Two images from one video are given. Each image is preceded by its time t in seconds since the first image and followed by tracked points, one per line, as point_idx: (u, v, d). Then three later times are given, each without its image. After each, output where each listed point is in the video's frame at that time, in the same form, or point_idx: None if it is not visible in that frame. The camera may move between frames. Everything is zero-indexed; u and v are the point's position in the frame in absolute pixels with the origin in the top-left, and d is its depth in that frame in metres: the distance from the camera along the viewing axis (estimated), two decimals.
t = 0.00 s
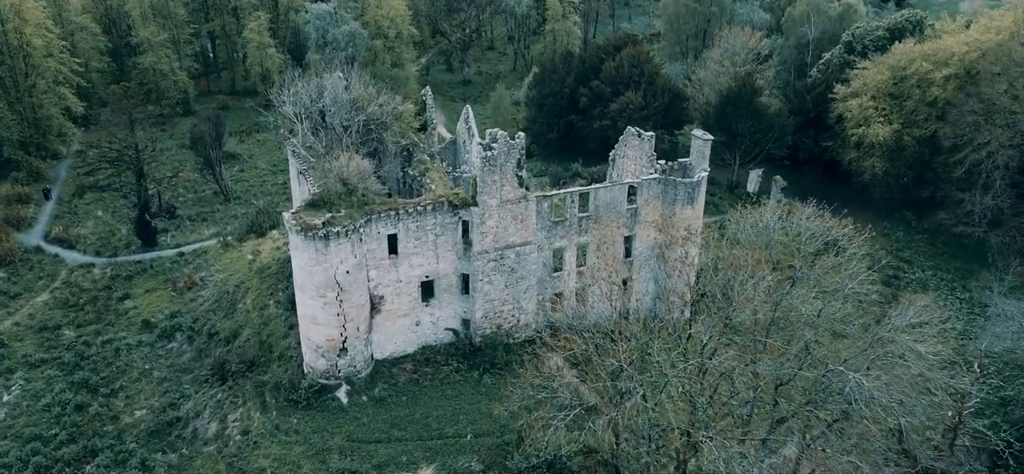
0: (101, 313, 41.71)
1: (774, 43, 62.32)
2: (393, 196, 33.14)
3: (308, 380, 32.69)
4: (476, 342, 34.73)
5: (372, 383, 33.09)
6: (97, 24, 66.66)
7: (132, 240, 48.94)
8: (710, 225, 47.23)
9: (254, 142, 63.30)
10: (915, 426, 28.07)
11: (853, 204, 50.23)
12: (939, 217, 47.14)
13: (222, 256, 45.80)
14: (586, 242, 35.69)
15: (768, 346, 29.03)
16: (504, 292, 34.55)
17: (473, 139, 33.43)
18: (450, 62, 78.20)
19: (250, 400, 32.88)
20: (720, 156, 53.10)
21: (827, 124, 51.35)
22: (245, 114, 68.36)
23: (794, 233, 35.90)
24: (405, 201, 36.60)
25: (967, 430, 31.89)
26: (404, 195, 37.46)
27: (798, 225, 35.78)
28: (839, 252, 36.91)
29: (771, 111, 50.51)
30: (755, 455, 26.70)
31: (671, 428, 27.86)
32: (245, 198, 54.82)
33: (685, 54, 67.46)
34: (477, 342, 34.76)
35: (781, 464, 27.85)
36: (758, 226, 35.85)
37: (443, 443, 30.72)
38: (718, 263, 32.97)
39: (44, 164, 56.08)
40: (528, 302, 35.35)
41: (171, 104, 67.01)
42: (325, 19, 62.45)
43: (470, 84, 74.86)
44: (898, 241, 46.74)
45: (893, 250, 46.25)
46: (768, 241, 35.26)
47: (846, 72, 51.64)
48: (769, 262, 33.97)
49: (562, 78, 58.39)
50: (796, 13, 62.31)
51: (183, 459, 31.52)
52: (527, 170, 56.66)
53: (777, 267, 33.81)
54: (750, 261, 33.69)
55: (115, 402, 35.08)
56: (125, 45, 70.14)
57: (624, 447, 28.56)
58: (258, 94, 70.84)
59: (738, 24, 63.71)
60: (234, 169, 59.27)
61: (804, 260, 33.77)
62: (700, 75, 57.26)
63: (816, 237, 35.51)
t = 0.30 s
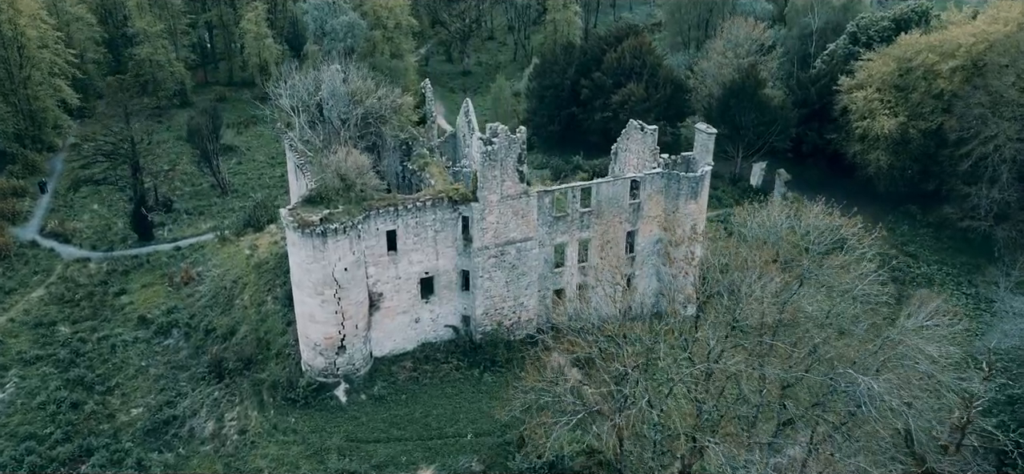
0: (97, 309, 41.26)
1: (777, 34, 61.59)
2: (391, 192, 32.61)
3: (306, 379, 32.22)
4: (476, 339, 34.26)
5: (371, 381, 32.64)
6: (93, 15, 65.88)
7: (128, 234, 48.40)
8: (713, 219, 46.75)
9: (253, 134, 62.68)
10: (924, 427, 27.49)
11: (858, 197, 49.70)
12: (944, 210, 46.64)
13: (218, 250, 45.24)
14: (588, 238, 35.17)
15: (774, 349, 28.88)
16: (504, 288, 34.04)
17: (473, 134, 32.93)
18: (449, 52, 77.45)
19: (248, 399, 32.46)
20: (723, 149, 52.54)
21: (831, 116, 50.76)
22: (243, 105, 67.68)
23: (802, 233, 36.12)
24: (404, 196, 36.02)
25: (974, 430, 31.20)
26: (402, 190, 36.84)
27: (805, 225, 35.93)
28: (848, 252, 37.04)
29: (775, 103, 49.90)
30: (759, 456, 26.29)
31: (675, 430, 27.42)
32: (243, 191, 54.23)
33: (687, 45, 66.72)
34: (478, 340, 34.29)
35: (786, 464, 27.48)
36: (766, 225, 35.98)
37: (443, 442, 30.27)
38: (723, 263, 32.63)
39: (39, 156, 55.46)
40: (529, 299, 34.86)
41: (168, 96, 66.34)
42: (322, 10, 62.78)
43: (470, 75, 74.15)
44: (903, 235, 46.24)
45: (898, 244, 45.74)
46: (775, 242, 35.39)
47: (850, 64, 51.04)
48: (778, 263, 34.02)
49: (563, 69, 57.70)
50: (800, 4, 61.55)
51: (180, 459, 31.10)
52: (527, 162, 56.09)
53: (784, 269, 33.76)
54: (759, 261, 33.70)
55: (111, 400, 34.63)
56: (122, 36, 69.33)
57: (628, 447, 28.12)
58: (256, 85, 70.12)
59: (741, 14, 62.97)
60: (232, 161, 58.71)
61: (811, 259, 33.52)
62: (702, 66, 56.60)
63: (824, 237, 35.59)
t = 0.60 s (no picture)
0: (92, 309, 40.78)
1: (780, 28, 60.87)
2: (390, 192, 32.08)
3: (304, 382, 31.75)
4: (476, 341, 33.80)
5: (370, 384, 32.15)
6: (89, 9, 65.20)
7: (125, 233, 47.89)
8: (715, 218, 46.29)
9: (251, 130, 62.12)
10: (932, 433, 26.88)
11: (862, 194, 49.34)
12: (950, 209, 46.20)
13: (216, 249, 44.71)
14: (590, 238, 34.69)
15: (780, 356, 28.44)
16: (505, 289, 33.59)
17: (473, 132, 32.40)
18: (449, 47, 76.75)
19: (245, 402, 32.00)
20: (726, 146, 51.96)
21: (835, 113, 50.40)
22: (241, 101, 67.03)
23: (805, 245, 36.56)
24: (403, 197, 35.41)
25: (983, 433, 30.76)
26: (401, 190, 36.17)
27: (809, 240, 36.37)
28: (856, 257, 37.25)
29: (779, 100, 49.30)
30: (764, 462, 25.88)
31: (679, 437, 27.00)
32: (240, 188, 53.66)
33: (688, 39, 65.96)
34: (478, 341, 33.82)
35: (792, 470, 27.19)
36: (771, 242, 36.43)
37: (443, 447, 29.83)
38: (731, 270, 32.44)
39: (35, 153, 54.90)
40: (530, 300, 34.41)
41: (165, 91, 65.74)
42: (321, 4, 62.89)
43: (470, 70, 73.52)
44: (908, 233, 45.73)
45: (903, 243, 45.17)
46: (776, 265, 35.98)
47: (855, 60, 50.23)
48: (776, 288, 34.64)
49: (564, 65, 57.04)
50: None
51: (176, 463, 30.65)
52: (528, 159, 55.54)
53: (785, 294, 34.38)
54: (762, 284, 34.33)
55: (106, 403, 34.18)
56: (119, 31, 68.57)
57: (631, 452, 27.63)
58: (254, 80, 69.48)
59: (743, 9, 62.30)
60: (229, 158, 58.17)
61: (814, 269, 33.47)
62: (704, 62, 56.00)
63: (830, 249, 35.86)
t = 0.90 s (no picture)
0: (88, 310, 40.27)
1: (783, 24, 60.28)
2: (389, 192, 31.54)
3: (302, 385, 31.28)
4: (477, 343, 33.31)
5: (369, 387, 31.67)
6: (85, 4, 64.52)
7: (121, 232, 47.40)
8: (718, 217, 45.94)
9: (249, 127, 61.57)
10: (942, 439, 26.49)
11: (866, 193, 48.89)
12: (955, 207, 45.70)
13: (213, 248, 44.21)
14: (592, 238, 34.21)
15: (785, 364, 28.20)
16: (506, 291, 33.13)
17: (473, 131, 31.85)
18: (449, 43, 76.16)
19: (242, 406, 31.55)
20: (729, 144, 51.42)
21: (840, 110, 49.59)
22: (239, 97, 66.45)
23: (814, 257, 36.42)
24: (404, 197, 34.78)
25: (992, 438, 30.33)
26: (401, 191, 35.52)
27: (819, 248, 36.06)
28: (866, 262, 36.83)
29: (782, 97, 48.79)
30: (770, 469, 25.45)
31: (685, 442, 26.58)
32: (238, 186, 53.15)
33: (690, 35, 65.32)
34: (479, 343, 33.37)
35: None
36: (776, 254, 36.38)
37: (442, 452, 29.37)
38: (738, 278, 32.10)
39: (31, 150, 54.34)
40: (531, 302, 33.96)
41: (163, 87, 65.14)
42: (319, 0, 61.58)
43: (470, 66, 72.89)
44: (913, 232, 45.27)
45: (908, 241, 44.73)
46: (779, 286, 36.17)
47: (860, 56, 49.74)
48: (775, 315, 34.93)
49: (565, 61, 56.46)
50: None
51: (172, 468, 30.26)
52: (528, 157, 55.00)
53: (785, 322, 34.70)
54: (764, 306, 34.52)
55: (102, 406, 33.74)
56: (116, 26, 67.88)
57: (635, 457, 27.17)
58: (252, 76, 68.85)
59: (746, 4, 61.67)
60: (227, 155, 57.64)
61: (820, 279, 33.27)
62: (707, 58, 55.41)
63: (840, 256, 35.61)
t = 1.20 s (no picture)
0: (84, 310, 39.74)
1: (786, 19, 59.62)
2: (388, 192, 31.02)
3: (300, 388, 30.81)
4: (477, 345, 32.81)
5: (368, 390, 31.19)
6: None
7: (118, 230, 46.87)
8: (721, 215, 45.28)
9: (247, 123, 61.00)
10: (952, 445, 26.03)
11: (870, 191, 48.38)
12: (961, 205, 45.17)
13: (211, 248, 43.68)
14: (594, 239, 33.72)
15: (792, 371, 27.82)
16: (507, 292, 32.63)
17: (474, 130, 31.34)
18: (449, 37, 75.50)
19: (239, 409, 31.09)
20: (732, 141, 50.88)
21: (844, 107, 48.96)
22: (237, 93, 65.84)
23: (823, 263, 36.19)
24: (403, 197, 34.15)
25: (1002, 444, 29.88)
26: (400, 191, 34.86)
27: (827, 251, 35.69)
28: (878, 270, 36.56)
29: (787, 94, 48.25)
30: None
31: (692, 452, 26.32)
32: (236, 184, 52.62)
33: (692, 29, 64.59)
34: (480, 346, 32.88)
35: None
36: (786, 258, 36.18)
37: (443, 457, 28.94)
38: (744, 282, 31.70)
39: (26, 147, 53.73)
40: (532, 303, 33.48)
41: (160, 84, 64.51)
42: None
43: (470, 61, 72.23)
44: (918, 231, 44.81)
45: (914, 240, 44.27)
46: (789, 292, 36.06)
47: (865, 53, 49.13)
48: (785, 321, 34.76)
49: (567, 57, 55.84)
50: None
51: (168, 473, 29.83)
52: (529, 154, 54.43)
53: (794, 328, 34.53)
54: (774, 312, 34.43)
55: (97, 409, 33.26)
56: (113, 21, 67.15)
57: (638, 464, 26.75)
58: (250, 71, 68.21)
59: None
60: (225, 152, 57.07)
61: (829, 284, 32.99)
62: (710, 54, 54.79)
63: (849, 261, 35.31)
